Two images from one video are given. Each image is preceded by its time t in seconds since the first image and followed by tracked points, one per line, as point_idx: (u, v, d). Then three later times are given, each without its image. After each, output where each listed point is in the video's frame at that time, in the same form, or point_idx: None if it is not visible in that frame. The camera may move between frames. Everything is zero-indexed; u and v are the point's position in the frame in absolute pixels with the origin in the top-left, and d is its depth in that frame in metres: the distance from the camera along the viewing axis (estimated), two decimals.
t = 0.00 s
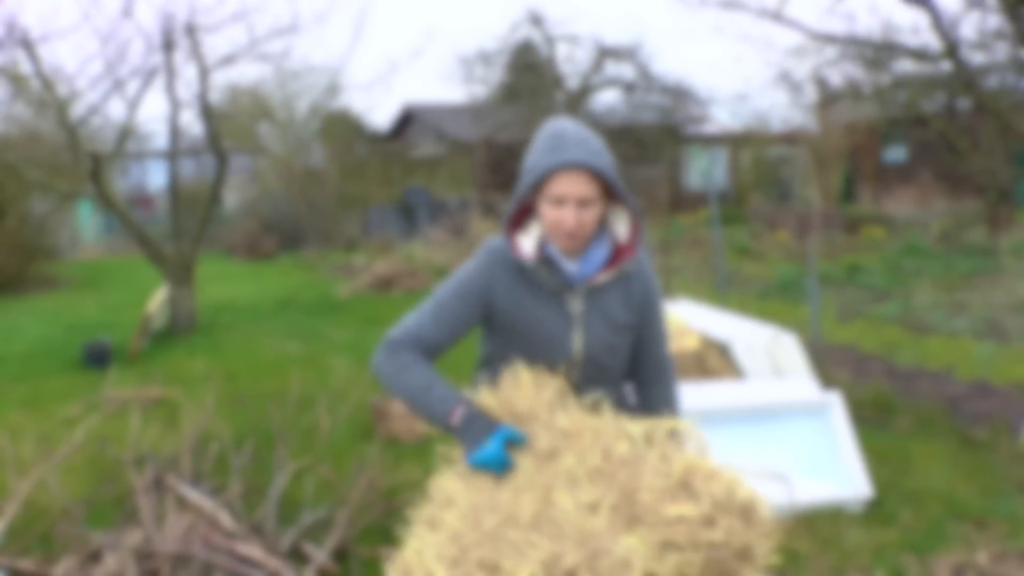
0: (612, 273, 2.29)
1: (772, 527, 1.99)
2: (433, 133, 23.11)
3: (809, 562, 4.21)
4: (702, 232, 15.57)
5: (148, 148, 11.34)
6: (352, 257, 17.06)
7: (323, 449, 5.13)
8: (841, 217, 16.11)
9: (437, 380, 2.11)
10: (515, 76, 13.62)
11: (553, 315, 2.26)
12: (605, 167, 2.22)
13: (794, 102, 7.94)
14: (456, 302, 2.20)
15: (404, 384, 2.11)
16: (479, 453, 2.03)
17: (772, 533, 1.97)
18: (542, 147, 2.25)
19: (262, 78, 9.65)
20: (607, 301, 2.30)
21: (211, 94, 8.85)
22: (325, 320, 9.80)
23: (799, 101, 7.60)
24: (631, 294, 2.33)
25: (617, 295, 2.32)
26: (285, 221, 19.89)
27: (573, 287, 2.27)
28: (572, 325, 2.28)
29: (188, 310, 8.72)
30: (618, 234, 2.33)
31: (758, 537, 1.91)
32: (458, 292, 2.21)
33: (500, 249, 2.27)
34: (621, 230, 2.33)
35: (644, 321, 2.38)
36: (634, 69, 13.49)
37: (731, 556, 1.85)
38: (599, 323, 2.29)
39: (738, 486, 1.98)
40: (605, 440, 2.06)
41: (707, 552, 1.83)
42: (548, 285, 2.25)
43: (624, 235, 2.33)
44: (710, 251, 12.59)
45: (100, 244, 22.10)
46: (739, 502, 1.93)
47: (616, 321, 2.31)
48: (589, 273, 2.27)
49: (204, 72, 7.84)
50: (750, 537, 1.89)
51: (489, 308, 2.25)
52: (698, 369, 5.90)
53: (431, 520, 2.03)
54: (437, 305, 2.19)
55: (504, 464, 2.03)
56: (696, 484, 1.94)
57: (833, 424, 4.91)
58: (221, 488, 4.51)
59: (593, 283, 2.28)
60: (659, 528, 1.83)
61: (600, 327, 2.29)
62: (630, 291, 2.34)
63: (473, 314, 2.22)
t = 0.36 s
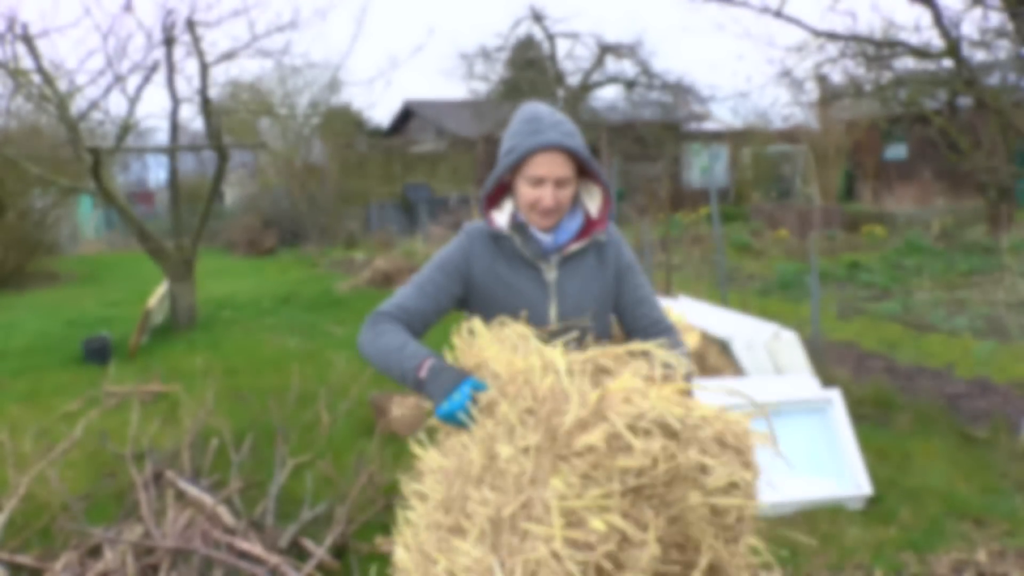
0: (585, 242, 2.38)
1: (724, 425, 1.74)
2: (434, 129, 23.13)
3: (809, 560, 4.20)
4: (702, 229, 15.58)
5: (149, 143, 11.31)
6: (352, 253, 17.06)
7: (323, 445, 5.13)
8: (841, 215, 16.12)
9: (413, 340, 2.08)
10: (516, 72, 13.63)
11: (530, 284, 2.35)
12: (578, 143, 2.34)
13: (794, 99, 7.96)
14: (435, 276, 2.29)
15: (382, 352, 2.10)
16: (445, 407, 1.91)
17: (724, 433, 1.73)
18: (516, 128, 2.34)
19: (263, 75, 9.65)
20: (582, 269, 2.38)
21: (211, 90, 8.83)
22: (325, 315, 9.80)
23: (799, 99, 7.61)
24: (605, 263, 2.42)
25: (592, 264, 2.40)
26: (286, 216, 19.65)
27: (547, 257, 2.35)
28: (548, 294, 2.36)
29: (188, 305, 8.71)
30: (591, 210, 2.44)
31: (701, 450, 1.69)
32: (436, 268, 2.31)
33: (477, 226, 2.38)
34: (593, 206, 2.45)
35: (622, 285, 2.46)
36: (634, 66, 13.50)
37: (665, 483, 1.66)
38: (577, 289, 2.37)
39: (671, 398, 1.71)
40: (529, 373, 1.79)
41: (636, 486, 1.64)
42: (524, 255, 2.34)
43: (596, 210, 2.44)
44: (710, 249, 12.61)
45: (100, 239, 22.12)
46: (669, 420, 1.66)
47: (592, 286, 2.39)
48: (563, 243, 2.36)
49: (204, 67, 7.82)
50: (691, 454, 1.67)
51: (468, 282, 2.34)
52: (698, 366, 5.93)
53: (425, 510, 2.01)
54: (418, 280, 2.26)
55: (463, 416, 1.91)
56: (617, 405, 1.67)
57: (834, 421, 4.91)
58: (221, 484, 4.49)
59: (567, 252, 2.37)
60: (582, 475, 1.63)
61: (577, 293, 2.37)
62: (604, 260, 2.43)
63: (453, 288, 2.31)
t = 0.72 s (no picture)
0: (552, 258, 2.19)
1: (560, 498, 1.59)
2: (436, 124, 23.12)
3: (807, 556, 4.18)
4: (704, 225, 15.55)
5: (149, 136, 11.28)
6: (353, 246, 17.05)
7: (322, 437, 5.12)
8: (843, 212, 16.12)
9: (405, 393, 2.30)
10: (518, 66, 13.57)
11: (501, 307, 2.24)
12: (536, 155, 2.09)
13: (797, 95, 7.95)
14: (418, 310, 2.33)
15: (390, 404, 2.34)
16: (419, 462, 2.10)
17: (559, 507, 1.57)
18: (471, 142, 2.15)
19: (264, 68, 9.61)
20: (555, 288, 2.21)
21: (213, 83, 8.81)
22: (326, 309, 9.80)
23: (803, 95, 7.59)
24: (581, 278, 2.21)
25: (566, 280, 2.21)
26: (287, 210, 19.38)
27: (516, 277, 2.22)
28: (523, 317, 2.23)
29: (188, 298, 8.71)
30: (565, 218, 2.21)
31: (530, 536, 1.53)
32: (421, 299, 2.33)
33: (448, 249, 2.31)
34: (567, 212, 2.21)
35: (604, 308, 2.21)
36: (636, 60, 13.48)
37: None
38: (550, 312, 2.21)
39: (491, 470, 1.67)
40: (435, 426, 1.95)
41: None
42: (492, 277, 2.24)
43: (570, 219, 2.20)
44: (711, 245, 12.60)
45: (102, 231, 22.11)
46: (484, 507, 1.59)
47: (568, 305, 2.20)
48: (529, 261, 2.20)
49: (206, 60, 7.80)
50: (514, 544, 1.52)
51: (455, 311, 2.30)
52: (699, 364, 5.99)
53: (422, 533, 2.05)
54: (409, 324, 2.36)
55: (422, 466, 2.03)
56: (444, 508, 1.64)
57: (832, 418, 4.91)
58: (219, 477, 4.48)
59: (535, 270, 2.21)
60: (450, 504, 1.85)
61: (551, 317, 2.21)
62: (582, 275, 2.22)
63: (440, 321, 2.33)
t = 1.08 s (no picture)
0: (558, 235, 2.19)
1: (526, 482, 1.64)
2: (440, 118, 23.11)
3: (808, 553, 4.17)
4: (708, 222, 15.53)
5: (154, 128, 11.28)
6: (356, 240, 17.04)
7: (324, 431, 5.13)
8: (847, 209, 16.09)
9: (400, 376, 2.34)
10: (523, 61, 13.52)
11: (504, 285, 2.23)
12: (544, 118, 2.12)
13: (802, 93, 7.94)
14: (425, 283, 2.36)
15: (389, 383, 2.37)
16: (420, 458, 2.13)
17: (525, 491, 1.61)
18: (483, 107, 2.20)
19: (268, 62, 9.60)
20: (558, 266, 2.20)
21: (217, 76, 8.80)
22: (329, 303, 9.81)
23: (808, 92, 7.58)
24: (585, 258, 2.20)
25: (570, 259, 2.20)
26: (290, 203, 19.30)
27: (522, 253, 2.22)
28: (524, 295, 2.20)
29: (191, 291, 8.72)
30: (571, 198, 2.25)
31: (495, 519, 1.57)
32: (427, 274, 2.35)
33: (456, 223, 2.33)
34: (573, 192, 2.24)
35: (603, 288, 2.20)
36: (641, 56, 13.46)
37: (466, 560, 1.55)
38: (549, 287, 2.19)
39: (462, 457, 1.74)
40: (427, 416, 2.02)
41: (441, 566, 1.56)
42: (497, 252, 2.24)
43: (577, 198, 2.24)
44: (715, 242, 12.58)
45: (105, 224, 22.13)
46: (451, 493, 1.64)
47: (570, 284, 2.19)
48: (535, 236, 2.21)
49: (211, 53, 7.79)
50: (479, 528, 1.56)
51: (453, 288, 2.32)
52: (702, 361, 6.01)
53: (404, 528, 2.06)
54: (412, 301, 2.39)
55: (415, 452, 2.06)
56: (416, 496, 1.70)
57: (835, 415, 4.90)
58: (221, 470, 4.48)
59: (541, 247, 2.21)
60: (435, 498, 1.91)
61: (552, 293, 2.19)
62: (586, 254, 2.21)
63: (443, 298, 2.34)
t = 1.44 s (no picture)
0: (557, 282, 2.19)
1: (513, 493, 1.70)
2: (443, 112, 23.10)
3: (809, 549, 4.16)
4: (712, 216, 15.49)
5: (157, 120, 11.28)
6: (359, 233, 17.04)
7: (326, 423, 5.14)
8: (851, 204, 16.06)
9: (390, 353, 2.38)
10: (528, 55, 13.54)
11: (501, 311, 2.26)
12: (591, 143, 2.12)
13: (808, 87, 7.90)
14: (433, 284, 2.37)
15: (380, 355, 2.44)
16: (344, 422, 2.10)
17: (513, 503, 1.68)
18: (537, 116, 2.20)
19: (273, 54, 9.58)
20: (554, 312, 2.21)
21: (221, 68, 8.79)
22: (332, 295, 9.82)
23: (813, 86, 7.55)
24: (579, 311, 2.20)
25: (566, 311, 2.20)
26: (293, 195, 19.41)
27: (524, 287, 2.23)
28: (512, 331, 2.24)
29: (194, 282, 8.72)
30: (588, 242, 2.23)
31: (484, 533, 1.63)
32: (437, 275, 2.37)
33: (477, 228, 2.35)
34: (592, 238, 2.22)
35: (587, 351, 2.21)
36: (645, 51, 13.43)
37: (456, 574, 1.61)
38: (536, 334, 2.21)
39: (447, 468, 1.79)
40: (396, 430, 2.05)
41: None
42: (503, 277, 2.25)
43: (591, 245, 2.22)
44: (718, 237, 12.56)
45: (108, 215, 22.15)
46: (436, 506, 1.68)
47: (559, 336, 2.20)
48: (539, 275, 2.21)
49: (215, 44, 7.77)
50: (468, 542, 1.62)
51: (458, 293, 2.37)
52: (705, 356, 6.00)
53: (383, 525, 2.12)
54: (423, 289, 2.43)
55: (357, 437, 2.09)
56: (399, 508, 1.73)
57: (837, 411, 4.90)
58: (222, 461, 4.48)
59: (544, 287, 2.21)
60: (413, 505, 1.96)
61: (538, 341, 2.21)
62: (583, 308, 2.21)
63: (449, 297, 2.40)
